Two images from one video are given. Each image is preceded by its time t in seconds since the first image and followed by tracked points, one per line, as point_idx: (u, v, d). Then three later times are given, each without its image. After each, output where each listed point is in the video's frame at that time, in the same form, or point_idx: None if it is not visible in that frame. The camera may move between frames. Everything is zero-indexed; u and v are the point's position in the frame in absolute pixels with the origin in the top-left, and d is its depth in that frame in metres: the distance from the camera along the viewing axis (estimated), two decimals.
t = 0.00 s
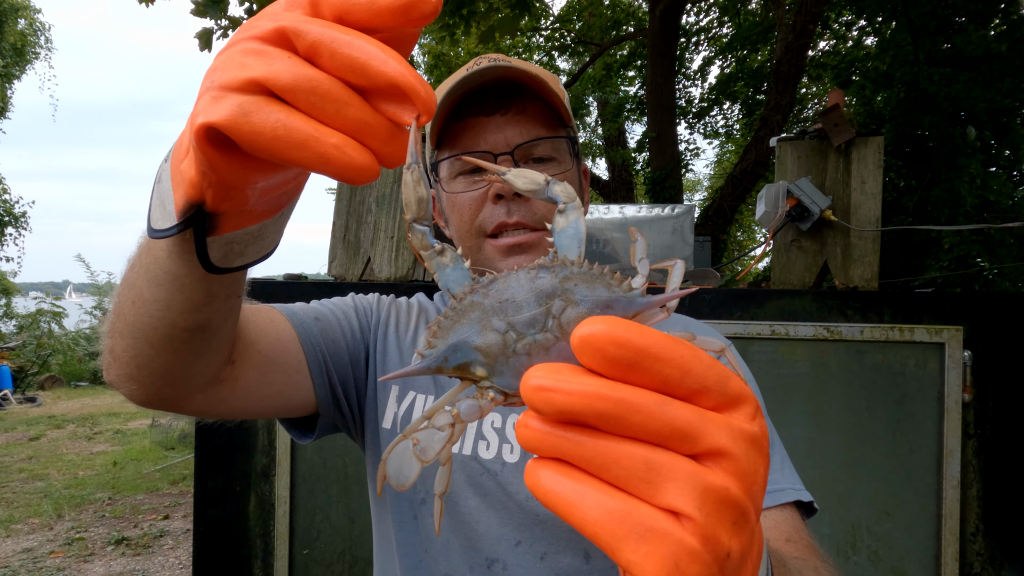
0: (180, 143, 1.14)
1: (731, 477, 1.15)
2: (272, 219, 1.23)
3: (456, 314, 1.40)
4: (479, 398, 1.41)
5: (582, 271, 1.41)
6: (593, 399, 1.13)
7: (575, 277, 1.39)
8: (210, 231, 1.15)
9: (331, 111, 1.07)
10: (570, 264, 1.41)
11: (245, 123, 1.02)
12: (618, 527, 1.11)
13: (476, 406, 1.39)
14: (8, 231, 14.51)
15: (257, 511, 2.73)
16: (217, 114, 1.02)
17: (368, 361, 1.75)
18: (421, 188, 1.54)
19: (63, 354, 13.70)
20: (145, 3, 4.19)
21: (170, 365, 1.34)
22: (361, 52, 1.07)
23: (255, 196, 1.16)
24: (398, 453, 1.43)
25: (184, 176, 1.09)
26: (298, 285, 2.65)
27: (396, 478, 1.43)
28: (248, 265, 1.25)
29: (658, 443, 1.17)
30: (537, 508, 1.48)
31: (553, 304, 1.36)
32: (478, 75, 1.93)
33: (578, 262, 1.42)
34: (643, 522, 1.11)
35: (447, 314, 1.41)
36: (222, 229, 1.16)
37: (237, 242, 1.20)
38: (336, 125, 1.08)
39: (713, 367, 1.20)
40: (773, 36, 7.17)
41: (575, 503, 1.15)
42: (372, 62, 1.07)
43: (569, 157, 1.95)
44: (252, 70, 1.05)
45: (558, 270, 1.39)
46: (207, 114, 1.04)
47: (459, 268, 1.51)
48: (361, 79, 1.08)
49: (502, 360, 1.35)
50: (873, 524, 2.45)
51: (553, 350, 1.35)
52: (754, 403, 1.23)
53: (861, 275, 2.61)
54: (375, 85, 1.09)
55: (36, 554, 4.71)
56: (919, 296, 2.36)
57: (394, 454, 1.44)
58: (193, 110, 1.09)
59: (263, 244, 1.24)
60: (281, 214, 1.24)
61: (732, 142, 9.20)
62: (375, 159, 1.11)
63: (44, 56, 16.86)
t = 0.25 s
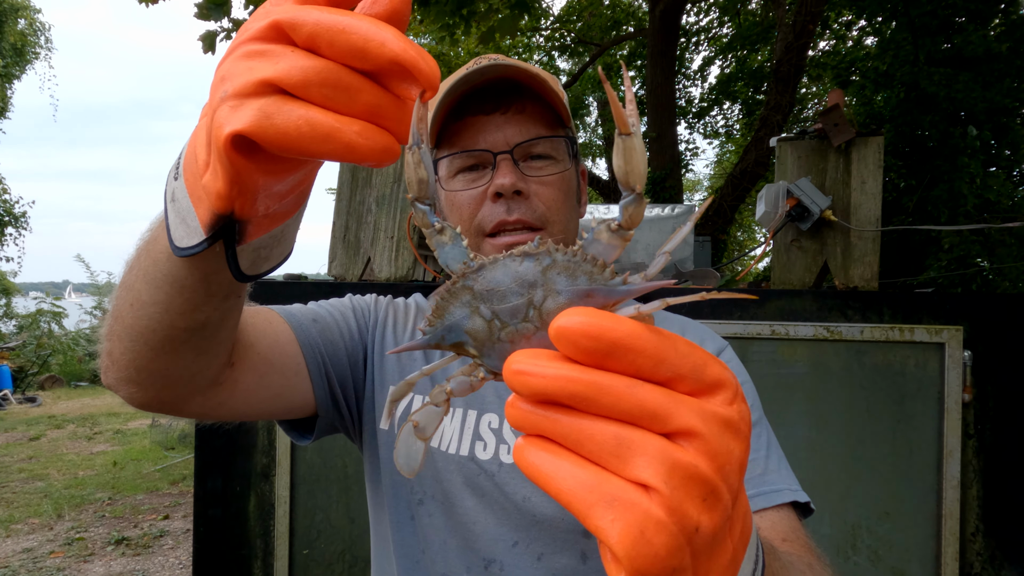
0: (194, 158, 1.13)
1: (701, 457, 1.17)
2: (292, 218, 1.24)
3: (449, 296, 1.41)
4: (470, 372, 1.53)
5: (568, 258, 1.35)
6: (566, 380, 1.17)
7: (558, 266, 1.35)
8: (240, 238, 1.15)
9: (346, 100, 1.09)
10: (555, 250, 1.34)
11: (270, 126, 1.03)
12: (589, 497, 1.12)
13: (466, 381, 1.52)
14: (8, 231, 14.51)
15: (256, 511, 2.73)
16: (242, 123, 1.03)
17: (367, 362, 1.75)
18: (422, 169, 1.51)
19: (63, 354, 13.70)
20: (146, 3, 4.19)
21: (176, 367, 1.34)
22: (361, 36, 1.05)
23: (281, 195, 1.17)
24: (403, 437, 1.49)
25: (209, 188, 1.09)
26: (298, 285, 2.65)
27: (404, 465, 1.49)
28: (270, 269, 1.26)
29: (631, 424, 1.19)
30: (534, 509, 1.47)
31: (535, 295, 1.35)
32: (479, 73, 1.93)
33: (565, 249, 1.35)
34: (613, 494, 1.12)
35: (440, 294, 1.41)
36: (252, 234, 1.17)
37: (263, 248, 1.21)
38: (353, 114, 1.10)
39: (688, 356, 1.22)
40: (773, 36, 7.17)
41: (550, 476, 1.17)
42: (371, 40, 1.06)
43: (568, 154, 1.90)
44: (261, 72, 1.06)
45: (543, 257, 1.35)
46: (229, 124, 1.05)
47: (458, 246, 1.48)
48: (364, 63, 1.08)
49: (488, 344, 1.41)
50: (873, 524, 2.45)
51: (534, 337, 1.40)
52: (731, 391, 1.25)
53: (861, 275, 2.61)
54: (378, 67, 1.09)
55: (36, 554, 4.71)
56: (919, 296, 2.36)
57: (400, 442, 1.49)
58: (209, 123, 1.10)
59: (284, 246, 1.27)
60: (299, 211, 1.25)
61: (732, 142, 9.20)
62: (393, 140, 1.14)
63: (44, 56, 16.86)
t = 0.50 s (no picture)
0: (187, 153, 1.13)
1: (725, 457, 1.17)
2: (285, 214, 1.24)
3: (460, 291, 1.40)
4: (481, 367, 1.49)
5: (586, 251, 1.37)
6: (590, 377, 1.16)
7: (576, 258, 1.36)
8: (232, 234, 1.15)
9: (340, 96, 1.08)
10: (574, 243, 1.36)
11: (260, 121, 1.03)
12: (613, 499, 1.12)
13: (477, 375, 1.48)
14: (8, 231, 14.51)
15: (256, 511, 2.73)
16: (234, 118, 1.03)
17: (364, 361, 1.75)
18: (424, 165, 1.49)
19: (63, 354, 13.70)
20: (147, 3, 4.18)
21: (172, 364, 1.34)
22: (357, 31, 1.05)
23: (272, 189, 1.17)
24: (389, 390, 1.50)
25: (201, 183, 1.09)
26: (298, 285, 2.65)
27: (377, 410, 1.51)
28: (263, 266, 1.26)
29: (653, 422, 1.18)
30: (532, 508, 1.47)
31: (553, 286, 1.35)
32: (476, 73, 1.92)
33: (582, 242, 1.37)
34: (637, 496, 1.12)
35: (451, 291, 1.41)
36: (244, 231, 1.17)
37: (254, 244, 1.21)
38: (347, 110, 1.09)
39: (711, 352, 1.22)
40: (773, 36, 7.17)
41: (572, 476, 1.16)
42: (368, 35, 1.06)
43: (566, 155, 1.92)
44: (255, 67, 1.05)
45: (561, 250, 1.35)
46: (222, 119, 1.05)
47: (463, 244, 1.49)
48: (359, 58, 1.07)
49: (503, 339, 1.39)
50: (873, 524, 2.45)
51: (552, 331, 1.38)
52: (753, 388, 1.25)
53: (861, 275, 2.61)
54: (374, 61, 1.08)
55: (36, 554, 4.71)
56: (919, 296, 2.36)
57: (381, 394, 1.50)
58: (203, 118, 1.10)
59: (276, 243, 1.26)
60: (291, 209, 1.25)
61: (732, 142, 9.20)
62: (389, 137, 1.13)
63: (45, 56, 16.87)
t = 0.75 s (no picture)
0: (192, 153, 1.13)
1: (716, 446, 1.18)
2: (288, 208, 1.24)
3: (463, 270, 1.43)
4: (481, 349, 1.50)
5: (591, 236, 1.38)
6: (589, 358, 1.16)
7: (582, 243, 1.37)
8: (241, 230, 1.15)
9: (344, 84, 1.08)
10: (579, 228, 1.37)
11: (267, 115, 1.03)
12: (603, 481, 1.11)
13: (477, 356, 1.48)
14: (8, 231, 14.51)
15: (256, 511, 2.73)
16: (243, 115, 1.03)
17: (362, 360, 1.75)
18: (424, 149, 1.53)
19: (63, 354, 13.70)
20: (147, 3, 4.18)
21: (173, 363, 1.34)
22: (354, 16, 1.04)
23: (280, 181, 1.17)
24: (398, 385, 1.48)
25: (211, 182, 1.08)
26: (298, 285, 2.65)
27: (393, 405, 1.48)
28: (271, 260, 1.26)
29: (647, 407, 1.19)
30: (530, 509, 1.47)
31: (557, 269, 1.37)
32: (475, 72, 1.94)
33: (588, 227, 1.37)
34: (628, 479, 1.12)
35: (454, 270, 1.44)
36: (252, 226, 1.17)
37: (262, 240, 1.22)
38: (351, 97, 1.10)
39: (708, 343, 1.24)
40: (773, 36, 7.17)
41: (564, 456, 1.15)
42: (366, 19, 1.05)
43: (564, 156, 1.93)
44: (257, 61, 1.05)
45: (566, 234, 1.37)
46: (228, 116, 1.05)
47: (465, 227, 1.52)
48: (359, 44, 1.07)
49: (504, 318, 1.42)
50: (873, 524, 2.45)
51: (554, 312, 1.40)
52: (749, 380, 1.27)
53: (861, 275, 2.61)
54: (374, 47, 1.08)
55: (36, 554, 4.71)
56: (919, 296, 2.36)
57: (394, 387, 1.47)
58: (208, 118, 1.10)
59: (281, 238, 1.26)
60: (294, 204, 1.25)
61: (732, 142, 9.20)
62: (393, 121, 1.14)
63: (45, 56, 16.87)
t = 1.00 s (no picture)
0: (179, 150, 1.13)
1: (698, 440, 1.19)
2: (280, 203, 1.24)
3: (454, 266, 1.44)
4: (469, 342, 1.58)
5: (580, 237, 1.40)
6: (572, 356, 1.17)
7: (572, 244, 1.39)
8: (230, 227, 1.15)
9: (327, 80, 1.08)
10: (569, 229, 1.39)
11: (252, 113, 1.03)
12: (586, 476, 1.12)
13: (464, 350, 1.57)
14: (8, 231, 14.50)
15: (257, 511, 2.73)
16: (226, 113, 1.03)
17: (359, 360, 1.76)
18: (411, 149, 1.51)
19: (63, 354, 13.69)
20: (148, 3, 4.18)
21: (163, 362, 1.34)
22: (336, 12, 1.04)
23: (267, 178, 1.18)
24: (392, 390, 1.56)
25: (196, 180, 1.09)
26: (298, 284, 2.66)
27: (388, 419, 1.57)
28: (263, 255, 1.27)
29: (630, 404, 1.20)
30: (527, 509, 1.48)
31: (547, 270, 1.38)
32: (471, 73, 1.91)
33: (578, 228, 1.40)
34: (610, 473, 1.12)
35: (446, 265, 1.45)
36: (240, 223, 1.17)
37: (253, 237, 1.21)
38: (335, 93, 1.09)
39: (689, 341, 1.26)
40: (773, 36, 7.17)
41: (548, 453, 1.16)
42: (348, 15, 1.04)
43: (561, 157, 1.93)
44: (241, 58, 1.05)
45: (556, 234, 1.38)
46: (213, 114, 1.05)
47: (456, 224, 1.53)
48: (343, 41, 1.06)
49: (494, 316, 1.42)
50: (873, 524, 2.45)
51: (542, 312, 1.41)
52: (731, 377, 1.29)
53: (861, 275, 2.61)
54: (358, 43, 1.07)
55: (36, 554, 4.71)
56: (919, 296, 2.36)
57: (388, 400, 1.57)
58: (193, 116, 1.10)
59: (272, 233, 1.27)
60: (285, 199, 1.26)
61: (732, 142, 9.21)
62: (378, 117, 1.14)
63: (45, 56, 16.88)
